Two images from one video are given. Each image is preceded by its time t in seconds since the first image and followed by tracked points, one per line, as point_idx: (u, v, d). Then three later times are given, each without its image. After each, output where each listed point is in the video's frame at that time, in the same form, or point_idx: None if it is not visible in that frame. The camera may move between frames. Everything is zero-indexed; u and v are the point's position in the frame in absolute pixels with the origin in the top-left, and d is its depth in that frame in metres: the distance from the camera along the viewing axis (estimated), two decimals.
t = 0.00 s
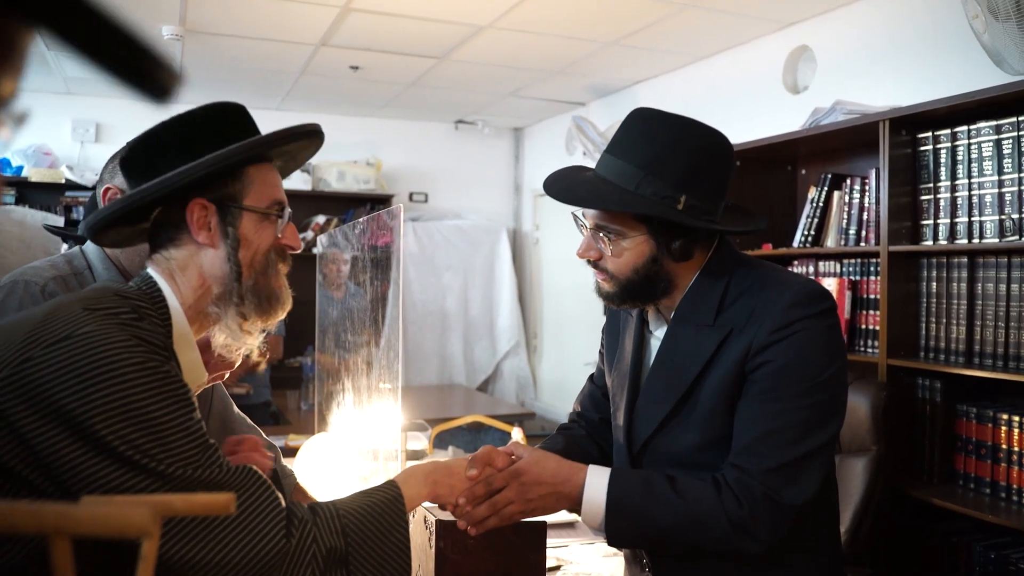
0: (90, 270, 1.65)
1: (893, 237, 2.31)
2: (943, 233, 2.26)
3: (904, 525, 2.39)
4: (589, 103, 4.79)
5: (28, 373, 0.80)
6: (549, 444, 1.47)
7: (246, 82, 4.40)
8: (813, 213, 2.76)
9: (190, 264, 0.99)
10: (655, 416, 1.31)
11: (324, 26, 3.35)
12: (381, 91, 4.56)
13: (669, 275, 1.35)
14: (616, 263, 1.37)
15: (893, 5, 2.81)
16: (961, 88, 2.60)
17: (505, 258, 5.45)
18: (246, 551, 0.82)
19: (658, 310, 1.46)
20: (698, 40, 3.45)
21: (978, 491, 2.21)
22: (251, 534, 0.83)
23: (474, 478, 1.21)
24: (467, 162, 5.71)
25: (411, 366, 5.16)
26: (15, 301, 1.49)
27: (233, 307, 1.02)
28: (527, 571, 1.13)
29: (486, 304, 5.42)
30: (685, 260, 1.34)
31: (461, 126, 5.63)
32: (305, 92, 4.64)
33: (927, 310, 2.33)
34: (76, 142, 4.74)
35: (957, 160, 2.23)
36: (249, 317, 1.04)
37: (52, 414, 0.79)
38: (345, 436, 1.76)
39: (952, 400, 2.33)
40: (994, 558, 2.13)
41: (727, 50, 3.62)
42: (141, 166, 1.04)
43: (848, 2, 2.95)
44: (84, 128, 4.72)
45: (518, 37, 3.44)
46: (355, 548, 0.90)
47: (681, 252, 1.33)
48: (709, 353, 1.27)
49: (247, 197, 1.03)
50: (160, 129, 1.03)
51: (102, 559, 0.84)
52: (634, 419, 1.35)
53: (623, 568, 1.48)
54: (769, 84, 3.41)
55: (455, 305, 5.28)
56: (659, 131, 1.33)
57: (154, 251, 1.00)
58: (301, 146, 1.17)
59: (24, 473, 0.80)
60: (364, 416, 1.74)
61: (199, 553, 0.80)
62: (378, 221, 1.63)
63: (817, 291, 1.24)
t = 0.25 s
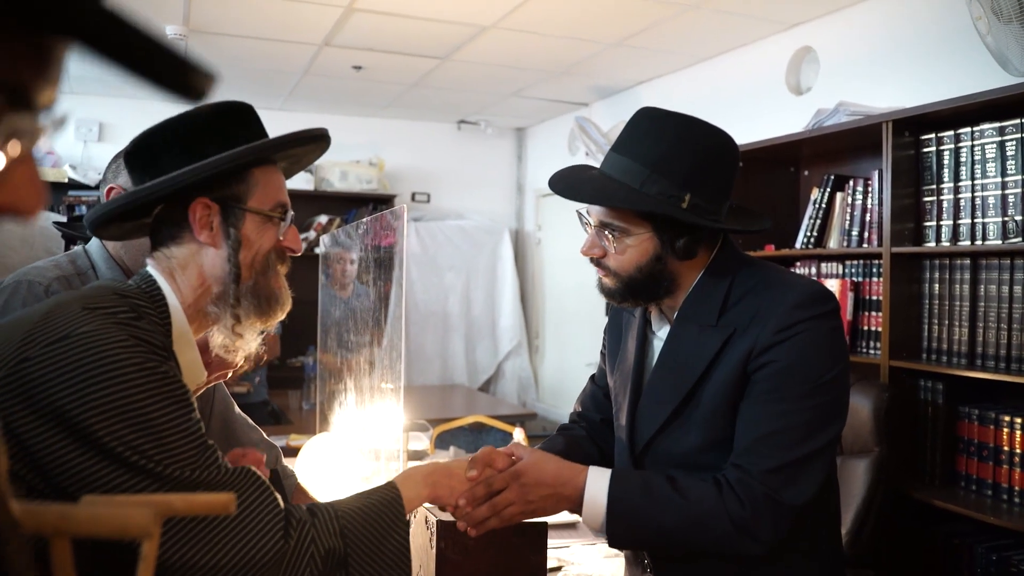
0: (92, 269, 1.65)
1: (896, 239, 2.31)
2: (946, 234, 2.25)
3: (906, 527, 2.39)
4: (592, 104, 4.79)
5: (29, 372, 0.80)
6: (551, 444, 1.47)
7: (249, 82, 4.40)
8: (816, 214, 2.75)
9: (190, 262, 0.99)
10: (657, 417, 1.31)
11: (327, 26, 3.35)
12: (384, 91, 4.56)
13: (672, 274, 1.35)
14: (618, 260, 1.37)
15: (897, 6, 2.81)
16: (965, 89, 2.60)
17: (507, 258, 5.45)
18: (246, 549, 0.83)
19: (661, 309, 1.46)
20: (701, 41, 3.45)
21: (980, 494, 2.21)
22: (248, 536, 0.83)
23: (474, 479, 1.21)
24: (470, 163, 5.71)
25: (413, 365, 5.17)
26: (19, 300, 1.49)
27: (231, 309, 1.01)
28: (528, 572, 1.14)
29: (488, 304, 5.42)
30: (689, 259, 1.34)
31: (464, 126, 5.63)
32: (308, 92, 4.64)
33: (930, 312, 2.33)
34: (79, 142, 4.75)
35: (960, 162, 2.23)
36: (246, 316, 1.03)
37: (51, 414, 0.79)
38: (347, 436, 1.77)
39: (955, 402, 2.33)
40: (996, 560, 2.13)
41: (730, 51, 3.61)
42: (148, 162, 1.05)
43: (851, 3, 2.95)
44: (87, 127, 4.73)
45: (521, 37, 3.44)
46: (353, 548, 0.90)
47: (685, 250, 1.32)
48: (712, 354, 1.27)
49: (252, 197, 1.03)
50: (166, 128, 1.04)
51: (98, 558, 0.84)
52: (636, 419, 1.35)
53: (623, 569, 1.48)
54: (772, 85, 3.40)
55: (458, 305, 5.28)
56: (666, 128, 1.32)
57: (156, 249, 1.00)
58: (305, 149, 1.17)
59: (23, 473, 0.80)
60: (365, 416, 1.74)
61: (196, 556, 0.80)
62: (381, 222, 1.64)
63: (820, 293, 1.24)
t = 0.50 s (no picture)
0: (93, 266, 1.66)
1: (897, 238, 2.31)
2: (947, 234, 2.25)
3: (907, 527, 2.39)
4: (593, 103, 4.79)
5: (38, 372, 0.80)
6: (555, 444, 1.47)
7: (250, 81, 4.40)
8: (817, 214, 2.75)
9: (199, 266, 0.99)
10: (661, 416, 1.31)
11: (328, 26, 3.35)
12: (385, 90, 4.56)
13: (676, 272, 1.35)
14: (624, 256, 1.37)
15: (898, 5, 2.81)
16: (966, 88, 2.59)
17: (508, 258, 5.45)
18: (254, 549, 0.83)
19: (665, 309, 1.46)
20: (703, 41, 3.45)
21: (982, 494, 2.21)
22: (257, 535, 0.84)
23: (480, 478, 1.22)
24: (471, 162, 5.71)
25: (413, 364, 5.17)
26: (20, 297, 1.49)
27: (236, 313, 1.02)
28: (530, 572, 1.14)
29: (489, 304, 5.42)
30: (694, 256, 1.34)
31: (465, 126, 5.63)
32: (309, 91, 4.64)
33: (931, 312, 2.33)
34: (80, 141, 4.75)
35: (961, 162, 2.23)
36: (248, 325, 1.05)
37: (58, 415, 0.79)
38: (348, 435, 1.77)
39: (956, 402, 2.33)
40: (997, 560, 2.13)
41: (731, 50, 3.61)
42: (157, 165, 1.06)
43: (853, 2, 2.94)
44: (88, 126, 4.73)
45: (522, 37, 3.44)
46: (362, 549, 0.90)
47: (691, 248, 1.32)
48: (717, 353, 1.27)
49: (262, 203, 1.04)
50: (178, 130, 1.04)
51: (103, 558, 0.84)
52: (640, 418, 1.35)
53: (626, 569, 1.48)
54: (773, 84, 3.40)
55: (458, 304, 5.28)
56: (674, 125, 1.32)
57: (164, 251, 1.00)
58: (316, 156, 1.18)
59: (31, 473, 0.80)
60: (367, 415, 1.75)
61: (204, 555, 0.81)
62: (384, 221, 1.64)
63: (824, 292, 1.24)
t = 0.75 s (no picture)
0: (92, 264, 1.66)
1: (898, 241, 2.32)
2: (949, 237, 2.25)
3: (907, 529, 2.39)
4: (595, 105, 4.79)
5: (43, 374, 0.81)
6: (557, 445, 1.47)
7: (252, 81, 4.41)
8: (819, 216, 2.75)
9: (204, 269, 1.00)
10: (664, 417, 1.31)
11: (330, 26, 3.36)
12: (387, 91, 4.57)
13: (682, 272, 1.36)
14: (630, 257, 1.37)
15: (900, 9, 2.81)
16: (968, 92, 2.59)
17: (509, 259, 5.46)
18: (255, 551, 0.84)
19: (669, 310, 1.46)
20: (704, 43, 3.45)
21: (982, 497, 2.21)
22: (257, 539, 0.84)
23: (481, 479, 1.22)
24: (473, 163, 5.71)
25: (414, 365, 5.17)
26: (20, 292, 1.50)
27: (243, 317, 1.02)
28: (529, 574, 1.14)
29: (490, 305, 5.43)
30: (699, 256, 1.35)
31: (467, 127, 5.63)
32: (311, 92, 4.65)
33: (932, 315, 2.33)
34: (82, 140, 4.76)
35: (963, 165, 2.23)
36: (256, 330, 1.05)
37: (63, 416, 0.80)
38: (349, 436, 1.77)
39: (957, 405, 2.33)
40: (997, 563, 2.13)
41: (733, 53, 3.61)
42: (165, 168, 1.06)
43: (855, 5, 2.94)
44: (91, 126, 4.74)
45: (524, 38, 3.44)
46: (364, 548, 0.90)
47: (695, 248, 1.33)
48: (720, 354, 1.27)
49: (268, 207, 1.04)
50: (186, 133, 1.05)
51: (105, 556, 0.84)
52: (643, 419, 1.35)
53: (626, 570, 1.48)
54: (775, 87, 3.41)
55: (459, 305, 5.29)
56: (678, 126, 1.33)
57: (171, 254, 1.01)
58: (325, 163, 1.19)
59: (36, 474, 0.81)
60: (368, 416, 1.75)
61: (205, 555, 0.81)
62: (386, 222, 1.64)
63: (828, 295, 1.24)
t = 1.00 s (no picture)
0: (88, 263, 1.66)
1: (895, 243, 2.32)
2: (945, 239, 2.25)
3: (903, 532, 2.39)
4: (592, 106, 4.80)
5: (39, 377, 0.81)
6: (552, 443, 1.47)
7: (250, 82, 4.41)
8: (816, 218, 2.76)
9: (201, 269, 1.00)
10: (664, 415, 1.31)
11: (329, 27, 3.36)
12: (385, 92, 4.57)
13: (685, 270, 1.35)
14: (634, 256, 1.37)
15: (897, 11, 2.82)
16: (964, 94, 2.60)
17: (507, 260, 5.46)
18: (247, 557, 0.83)
19: (671, 309, 1.46)
20: (701, 45, 3.46)
21: (978, 498, 2.22)
22: (252, 544, 0.84)
23: (469, 492, 1.19)
24: (470, 164, 5.72)
25: (412, 366, 5.16)
26: (17, 291, 1.49)
27: (235, 317, 1.02)
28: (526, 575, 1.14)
29: (488, 306, 5.43)
30: (701, 253, 1.34)
31: (464, 128, 5.63)
32: (309, 93, 4.64)
33: (929, 317, 2.33)
34: (79, 140, 4.75)
35: (960, 167, 2.23)
36: (248, 329, 1.04)
37: (60, 418, 0.80)
38: (345, 436, 1.77)
39: (953, 406, 2.33)
40: (993, 564, 2.14)
41: (730, 54, 3.62)
42: (161, 170, 1.06)
43: (853, 7, 2.95)
44: (88, 126, 4.73)
45: (522, 39, 3.44)
46: (350, 559, 0.90)
47: (698, 245, 1.33)
48: (720, 353, 1.27)
49: (263, 206, 1.04)
50: (184, 134, 1.05)
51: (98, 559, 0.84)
52: (643, 418, 1.35)
53: (622, 571, 1.48)
54: (772, 88, 3.41)
55: (457, 306, 5.29)
56: (678, 125, 1.33)
57: (168, 254, 1.01)
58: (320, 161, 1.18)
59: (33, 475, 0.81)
60: (364, 417, 1.74)
61: (190, 563, 0.81)
62: (382, 222, 1.64)
63: (828, 294, 1.24)
